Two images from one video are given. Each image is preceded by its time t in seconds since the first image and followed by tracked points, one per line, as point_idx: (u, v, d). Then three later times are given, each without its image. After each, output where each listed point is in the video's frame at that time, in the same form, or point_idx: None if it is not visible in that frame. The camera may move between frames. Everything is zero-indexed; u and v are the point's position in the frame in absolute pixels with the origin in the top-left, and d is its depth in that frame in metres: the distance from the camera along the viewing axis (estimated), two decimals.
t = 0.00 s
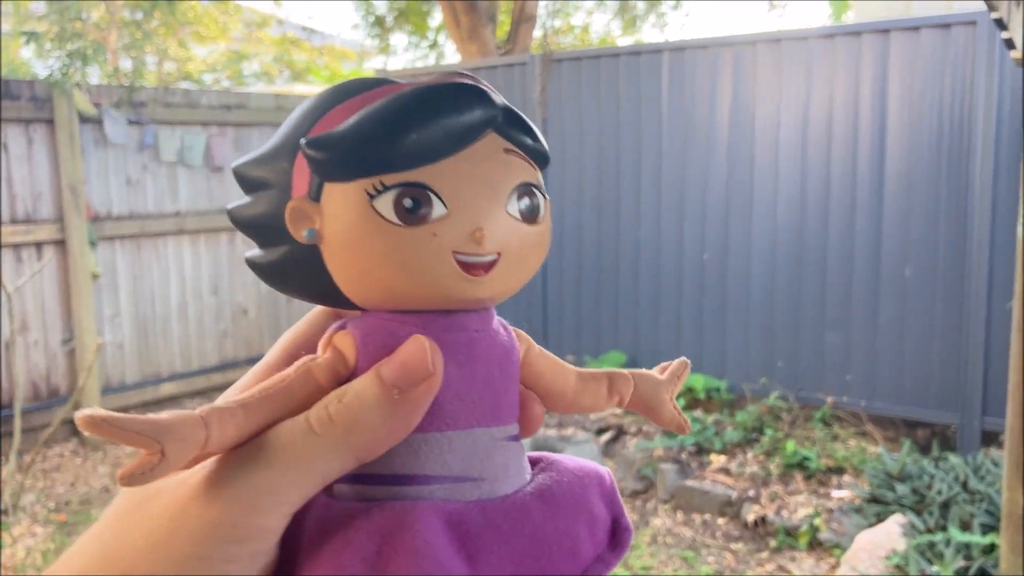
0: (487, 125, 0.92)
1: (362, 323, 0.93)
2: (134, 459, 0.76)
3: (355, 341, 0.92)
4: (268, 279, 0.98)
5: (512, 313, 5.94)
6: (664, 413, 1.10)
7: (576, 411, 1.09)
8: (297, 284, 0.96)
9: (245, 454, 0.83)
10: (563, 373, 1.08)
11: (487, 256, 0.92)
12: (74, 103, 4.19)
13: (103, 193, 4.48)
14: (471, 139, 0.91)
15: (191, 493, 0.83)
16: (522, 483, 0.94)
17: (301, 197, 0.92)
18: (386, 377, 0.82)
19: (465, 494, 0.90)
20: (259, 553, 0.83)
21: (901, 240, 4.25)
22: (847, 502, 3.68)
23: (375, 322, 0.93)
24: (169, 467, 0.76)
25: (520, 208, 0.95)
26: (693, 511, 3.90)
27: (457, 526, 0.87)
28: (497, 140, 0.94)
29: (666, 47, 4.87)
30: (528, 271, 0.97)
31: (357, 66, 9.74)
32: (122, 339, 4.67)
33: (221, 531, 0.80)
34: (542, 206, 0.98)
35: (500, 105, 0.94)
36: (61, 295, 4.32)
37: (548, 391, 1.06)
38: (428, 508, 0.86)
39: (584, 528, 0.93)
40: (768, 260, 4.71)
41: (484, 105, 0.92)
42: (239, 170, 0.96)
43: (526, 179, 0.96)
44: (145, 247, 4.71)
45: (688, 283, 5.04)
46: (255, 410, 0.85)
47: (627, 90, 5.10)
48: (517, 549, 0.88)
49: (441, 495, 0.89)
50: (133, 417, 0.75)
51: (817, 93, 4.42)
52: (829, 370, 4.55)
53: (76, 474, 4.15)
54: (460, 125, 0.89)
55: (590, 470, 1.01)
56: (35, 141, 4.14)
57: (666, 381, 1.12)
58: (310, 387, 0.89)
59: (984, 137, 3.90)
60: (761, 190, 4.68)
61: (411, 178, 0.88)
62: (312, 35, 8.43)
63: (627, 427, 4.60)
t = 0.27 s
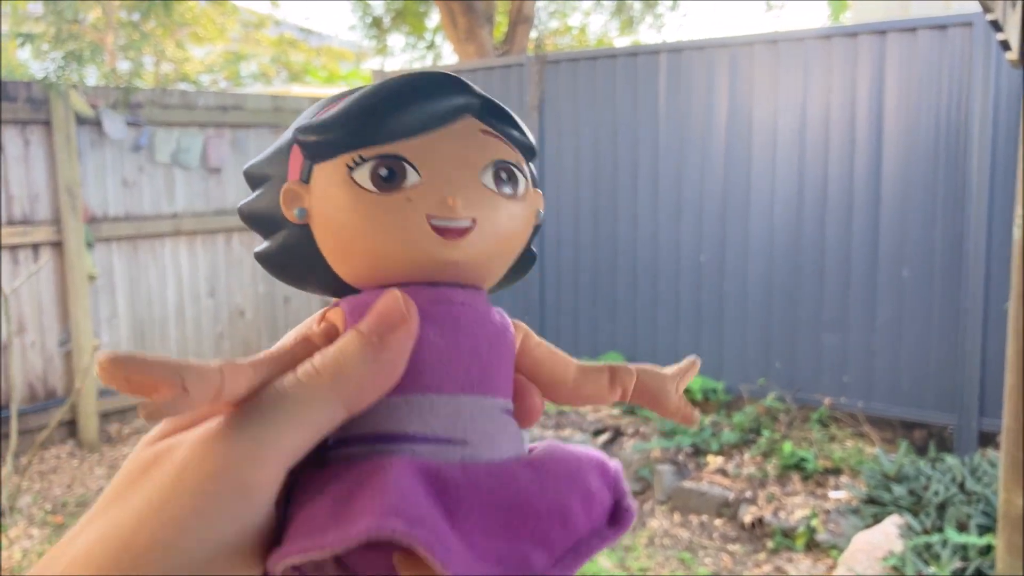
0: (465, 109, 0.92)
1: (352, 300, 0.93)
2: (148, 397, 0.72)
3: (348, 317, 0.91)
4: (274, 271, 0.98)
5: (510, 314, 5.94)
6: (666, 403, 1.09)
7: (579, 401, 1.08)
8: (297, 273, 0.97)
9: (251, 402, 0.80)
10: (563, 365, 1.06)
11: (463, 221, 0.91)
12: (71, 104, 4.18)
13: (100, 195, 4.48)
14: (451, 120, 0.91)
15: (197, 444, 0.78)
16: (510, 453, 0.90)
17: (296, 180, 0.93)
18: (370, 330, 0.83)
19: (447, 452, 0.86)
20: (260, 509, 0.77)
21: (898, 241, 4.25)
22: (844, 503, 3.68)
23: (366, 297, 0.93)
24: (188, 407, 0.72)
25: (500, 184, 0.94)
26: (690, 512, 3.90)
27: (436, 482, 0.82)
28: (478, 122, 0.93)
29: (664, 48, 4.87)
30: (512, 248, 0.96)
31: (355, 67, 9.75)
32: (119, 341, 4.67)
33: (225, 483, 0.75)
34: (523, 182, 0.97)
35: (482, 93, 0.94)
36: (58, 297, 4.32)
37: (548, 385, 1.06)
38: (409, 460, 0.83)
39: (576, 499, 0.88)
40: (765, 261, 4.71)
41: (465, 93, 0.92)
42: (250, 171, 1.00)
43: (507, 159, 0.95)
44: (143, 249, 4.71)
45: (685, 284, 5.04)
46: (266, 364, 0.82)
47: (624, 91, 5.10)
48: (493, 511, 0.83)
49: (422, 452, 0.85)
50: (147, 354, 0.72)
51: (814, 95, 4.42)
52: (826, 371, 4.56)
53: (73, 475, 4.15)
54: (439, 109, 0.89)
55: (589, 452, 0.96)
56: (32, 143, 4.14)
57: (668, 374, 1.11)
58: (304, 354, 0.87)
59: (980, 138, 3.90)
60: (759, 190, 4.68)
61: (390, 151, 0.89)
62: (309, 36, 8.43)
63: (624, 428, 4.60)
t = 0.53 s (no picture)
0: (514, 122, 0.93)
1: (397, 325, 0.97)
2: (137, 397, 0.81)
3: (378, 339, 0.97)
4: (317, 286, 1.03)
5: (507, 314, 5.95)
6: (737, 454, 1.11)
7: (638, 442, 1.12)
8: (341, 287, 1.01)
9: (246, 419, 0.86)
10: (626, 402, 1.12)
11: (500, 252, 0.93)
12: (69, 104, 4.19)
13: (97, 195, 4.48)
14: (495, 135, 0.92)
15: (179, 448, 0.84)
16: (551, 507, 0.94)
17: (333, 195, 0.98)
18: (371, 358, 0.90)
19: (487, 510, 0.90)
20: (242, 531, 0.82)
21: (895, 241, 4.25)
22: (841, 502, 3.68)
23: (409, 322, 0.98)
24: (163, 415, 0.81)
25: (546, 203, 0.96)
26: (688, 512, 3.90)
27: (448, 539, 0.87)
28: (525, 134, 0.94)
29: (660, 47, 4.87)
30: (559, 269, 0.99)
31: (352, 68, 9.76)
32: (117, 341, 4.66)
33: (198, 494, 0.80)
34: (575, 202, 0.98)
35: (533, 98, 0.94)
36: (55, 297, 4.32)
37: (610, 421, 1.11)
38: (423, 516, 0.87)
39: (614, 564, 0.92)
40: (763, 261, 4.71)
41: (515, 104, 0.93)
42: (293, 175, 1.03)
43: (553, 174, 0.96)
44: (140, 249, 4.71)
45: (682, 284, 5.04)
46: (267, 382, 0.89)
47: (621, 90, 5.10)
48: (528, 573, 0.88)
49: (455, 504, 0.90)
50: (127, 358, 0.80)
51: (811, 94, 4.42)
52: (824, 371, 4.56)
53: (71, 476, 4.15)
54: (488, 119, 0.91)
55: (643, 505, 0.99)
56: (29, 142, 4.14)
57: (744, 424, 1.13)
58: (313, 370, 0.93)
59: (977, 138, 3.90)
60: (756, 191, 4.69)
61: (429, 176, 0.91)
62: (306, 36, 8.43)
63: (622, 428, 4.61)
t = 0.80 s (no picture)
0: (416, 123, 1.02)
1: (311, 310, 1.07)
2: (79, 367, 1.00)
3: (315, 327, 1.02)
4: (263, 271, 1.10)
5: (504, 314, 5.95)
6: (644, 406, 1.03)
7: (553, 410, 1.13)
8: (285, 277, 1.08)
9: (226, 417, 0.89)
10: (531, 369, 1.13)
11: (374, 227, 1.03)
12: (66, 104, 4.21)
13: (94, 195, 4.47)
14: (371, 128, 1.04)
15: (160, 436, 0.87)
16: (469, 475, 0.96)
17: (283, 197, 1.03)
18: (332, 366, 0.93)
19: (388, 469, 0.95)
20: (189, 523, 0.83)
21: (892, 241, 4.26)
22: (839, 501, 3.69)
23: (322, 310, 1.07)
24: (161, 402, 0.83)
25: (417, 181, 1.05)
26: (686, 510, 3.90)
27: (343, 490, 0.91)
28: (393, 125, 1.06)
29: (657, 47, 4.88)
30: (442, 250, 1.08)
31: (349, 68, 9.74)
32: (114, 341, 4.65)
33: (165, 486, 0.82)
34: (449, 181, 1.08)
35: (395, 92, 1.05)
36: (52, 297, 4.32)
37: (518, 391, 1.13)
38: (318, 471, 0.93)
39: (515, 508, 0.95)
40: (760, 261, 4.72)
41: (383, 99, 1.04)
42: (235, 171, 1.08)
43: (423, 157, 1.06)
44: (137, 249, 4.70)
45: (679, 284, 5.04)
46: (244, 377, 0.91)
47: (618, 90, 5.10)
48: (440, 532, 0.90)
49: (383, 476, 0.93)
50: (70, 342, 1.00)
51: (808, 94, 4.43)
52: (820, 370, 4.57)
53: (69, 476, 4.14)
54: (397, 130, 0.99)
55: (550, 463, 1.01)
56: (26, 142, 4.14)
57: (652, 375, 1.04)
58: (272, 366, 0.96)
59: (973, 137, 3.91)
60: (752, 190, 4.69)
61: (313, 166, 1.03)
62: (303, 36, 8.41)
63: (619, 427, 4.62)
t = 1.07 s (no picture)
0: (603, 137, 0.85)
1: (438, 309, 0.86)
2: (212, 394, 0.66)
3: (434, 331, 0.83)
4: (350, 254, 0.91)
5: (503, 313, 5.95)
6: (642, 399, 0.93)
7: (623, 441, 1.03)
8: (380, 265, 0.89)
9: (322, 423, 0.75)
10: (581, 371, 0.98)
11: (587, 268, 0.84)
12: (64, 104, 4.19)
13: (92, 194, 4.47)
14: (592, 148, 0.85)
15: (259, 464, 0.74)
16: (573, 503, 0.87)
17: (410, 175, 0.85)
18: (454, 353, 0.77)
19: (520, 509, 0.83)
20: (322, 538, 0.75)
21: (890, 239, 4.26)
22: (837, 499, 3.71)
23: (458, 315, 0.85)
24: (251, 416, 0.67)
25: (626, 228, 0.87)
26: (685, 508, 3.90)
27: (509, 542, 0.80)
28: (606, 150, 0.87)
29: (655, 46, 4.87)
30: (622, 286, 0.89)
31: (347, 67, 9.76)
32: (112, 340, 4.65)
33: (284, 516, 0.72)
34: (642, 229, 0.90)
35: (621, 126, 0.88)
36: (50, 297, 4.32)
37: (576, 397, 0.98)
38: (485, 513, 0.80)
39: (627, 561, 0.85)
40: (759, 260, 4.72)
41: (602, 114, 0.85)
42: (340, 138, 0.90)
43: (632, 198, 0.88)
44: (135, 248, 4.70)
45: (677, 282, 5.05)
46: (333, 375, 0.74)
47: (616, 89, 5.09)
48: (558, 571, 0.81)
49: (493, 502, 0.82)
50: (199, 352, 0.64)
51: (806, 93, 4.43)
52: (818, 369, 4.57)
53: (67, 476, 4.14)
54: (573, 132, 0.82)
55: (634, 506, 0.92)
56: (23, 142, 4.14)
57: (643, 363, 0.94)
58: (384, 358, 0.79)
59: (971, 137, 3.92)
60: (751, 189, 4.69)
61: (528, 175, 0.81)
62: (301, 35, 8.43)
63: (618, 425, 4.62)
